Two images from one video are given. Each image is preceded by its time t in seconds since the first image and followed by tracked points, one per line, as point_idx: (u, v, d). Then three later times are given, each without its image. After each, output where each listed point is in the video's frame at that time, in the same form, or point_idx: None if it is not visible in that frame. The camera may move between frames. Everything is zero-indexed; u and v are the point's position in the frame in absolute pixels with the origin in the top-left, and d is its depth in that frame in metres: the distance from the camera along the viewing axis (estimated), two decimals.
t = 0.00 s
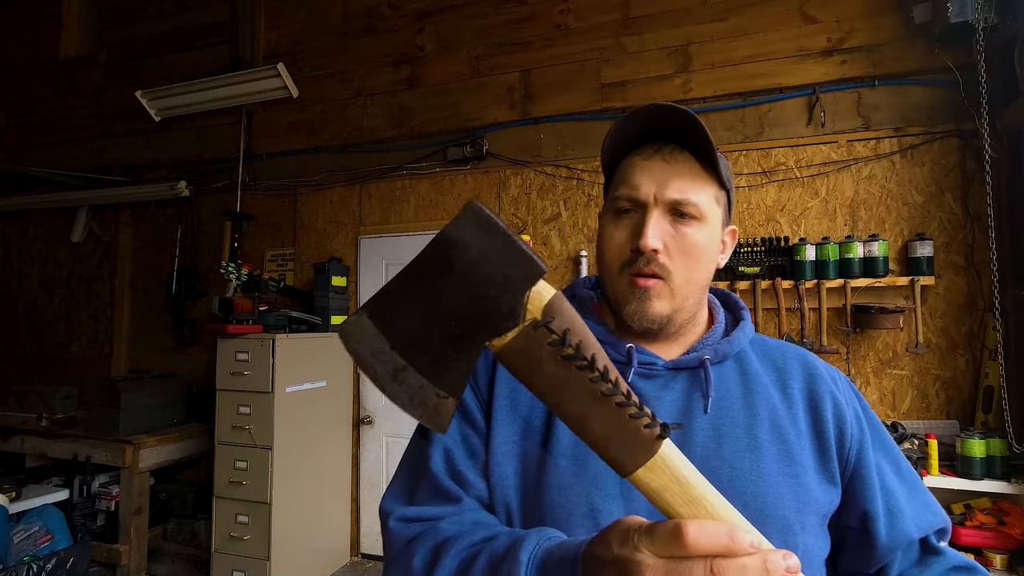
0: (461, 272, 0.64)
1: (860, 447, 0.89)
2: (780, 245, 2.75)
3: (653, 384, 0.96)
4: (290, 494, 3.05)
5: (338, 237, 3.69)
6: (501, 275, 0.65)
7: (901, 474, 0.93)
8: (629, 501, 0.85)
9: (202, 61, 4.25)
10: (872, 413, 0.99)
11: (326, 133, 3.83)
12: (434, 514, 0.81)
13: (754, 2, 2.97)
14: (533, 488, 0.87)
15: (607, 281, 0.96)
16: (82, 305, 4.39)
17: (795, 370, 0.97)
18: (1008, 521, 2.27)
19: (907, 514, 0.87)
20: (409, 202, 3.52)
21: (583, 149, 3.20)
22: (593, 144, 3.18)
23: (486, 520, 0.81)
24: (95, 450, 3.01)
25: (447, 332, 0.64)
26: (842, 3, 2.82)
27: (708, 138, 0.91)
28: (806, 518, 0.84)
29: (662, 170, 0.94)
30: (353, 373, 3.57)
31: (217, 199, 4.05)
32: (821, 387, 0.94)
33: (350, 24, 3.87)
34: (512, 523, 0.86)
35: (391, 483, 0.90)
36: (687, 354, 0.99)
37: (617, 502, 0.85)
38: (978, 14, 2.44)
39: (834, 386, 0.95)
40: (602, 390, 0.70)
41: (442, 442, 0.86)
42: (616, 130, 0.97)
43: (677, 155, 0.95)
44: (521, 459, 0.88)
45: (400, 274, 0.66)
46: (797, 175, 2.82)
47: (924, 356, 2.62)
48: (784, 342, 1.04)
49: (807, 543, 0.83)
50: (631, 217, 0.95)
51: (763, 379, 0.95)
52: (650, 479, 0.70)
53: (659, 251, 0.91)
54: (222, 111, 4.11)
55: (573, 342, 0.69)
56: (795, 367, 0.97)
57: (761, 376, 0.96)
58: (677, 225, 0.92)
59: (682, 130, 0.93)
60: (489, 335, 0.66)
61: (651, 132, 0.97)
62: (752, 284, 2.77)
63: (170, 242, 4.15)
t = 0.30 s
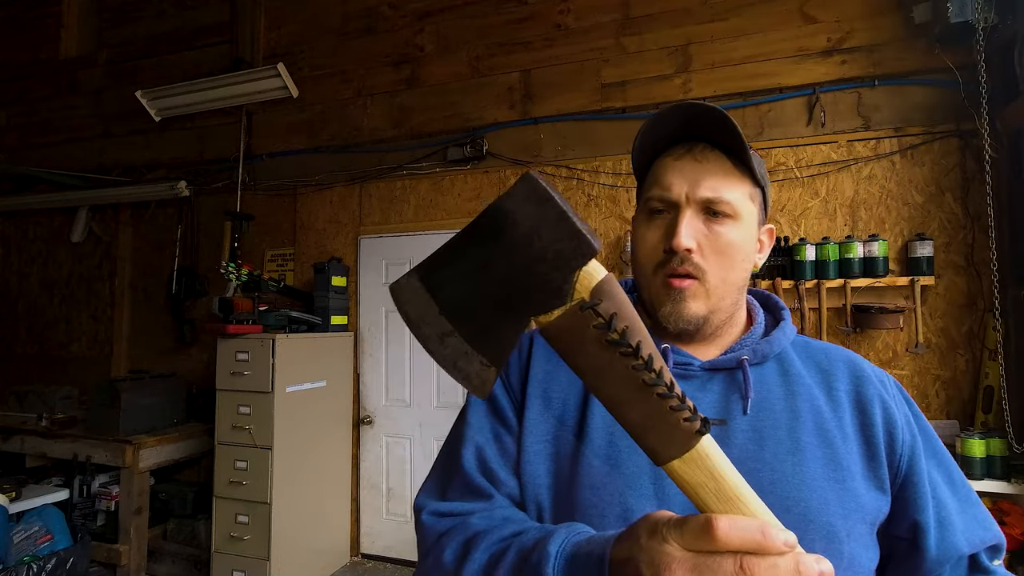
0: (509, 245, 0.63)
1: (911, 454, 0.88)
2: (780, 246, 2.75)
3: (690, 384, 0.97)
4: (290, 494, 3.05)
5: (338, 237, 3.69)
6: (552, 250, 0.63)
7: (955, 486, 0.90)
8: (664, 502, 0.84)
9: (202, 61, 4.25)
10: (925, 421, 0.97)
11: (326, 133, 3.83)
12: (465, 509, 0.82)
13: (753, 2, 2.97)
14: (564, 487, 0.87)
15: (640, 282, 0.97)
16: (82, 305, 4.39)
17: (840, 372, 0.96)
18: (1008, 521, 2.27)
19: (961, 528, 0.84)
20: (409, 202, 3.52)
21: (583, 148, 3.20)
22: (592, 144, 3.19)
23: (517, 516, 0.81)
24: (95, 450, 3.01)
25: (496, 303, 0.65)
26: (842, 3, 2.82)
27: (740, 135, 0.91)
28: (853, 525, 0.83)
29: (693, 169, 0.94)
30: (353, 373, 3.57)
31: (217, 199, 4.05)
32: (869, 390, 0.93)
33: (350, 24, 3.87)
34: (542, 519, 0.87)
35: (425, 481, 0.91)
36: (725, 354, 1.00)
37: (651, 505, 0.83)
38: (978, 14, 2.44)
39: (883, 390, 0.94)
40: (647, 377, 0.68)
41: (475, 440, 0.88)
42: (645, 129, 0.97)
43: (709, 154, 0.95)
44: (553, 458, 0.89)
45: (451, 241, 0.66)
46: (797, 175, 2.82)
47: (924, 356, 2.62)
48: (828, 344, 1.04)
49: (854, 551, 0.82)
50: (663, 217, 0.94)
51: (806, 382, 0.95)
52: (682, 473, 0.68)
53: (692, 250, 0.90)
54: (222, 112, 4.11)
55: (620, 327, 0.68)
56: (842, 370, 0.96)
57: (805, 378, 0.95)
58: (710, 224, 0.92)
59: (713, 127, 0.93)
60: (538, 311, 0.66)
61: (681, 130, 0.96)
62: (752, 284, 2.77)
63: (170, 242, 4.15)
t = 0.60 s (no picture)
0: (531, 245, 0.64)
1: (945, 459, 0.88)
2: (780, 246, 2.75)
3: (717, 384, 0.98)
4: (290, 494, 3.05)
5: (338, 237, 3.69)
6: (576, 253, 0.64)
7: (985, 492, 0.91)
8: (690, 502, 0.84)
9: (202, 61, 4.25)
10: (962, 426, 0.97)
11: (326, 133, 3.83)
12: (485, 502, 0.81)
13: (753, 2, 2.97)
14: (587, 485, 0.88)
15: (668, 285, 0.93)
16: (82, 305, 4.39)
17: (872, 375, 0.96)
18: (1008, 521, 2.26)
19: (987, 533, 0.86)
20: (409, 202, 3.52)
21: (583, 148, 3.20)
22: (592, 144, 3.19)
23: (537, 509, 0.80)
24: (95, 450, 3.01)
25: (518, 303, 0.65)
26: (842, 3, 2.82)
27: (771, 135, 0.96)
28: (883, 529, 0.83)
29: (722, 168, 0.95)
30: (353, 373, 3.57)
31: (217, 199, 4.05)
32: (902, 393, 0.93)
33: (350, 24, 3.87)
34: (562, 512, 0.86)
35: (446, 478, 0.91)
36: (753, 354, 1.01)
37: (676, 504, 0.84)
38: (978, 14, 2.44)
39: (917, 394, 0.94)
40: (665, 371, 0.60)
41: (495, 434, 0.87)
42: (673, 129, 0.99)
43: (736, 153, 0.98)
44: (576, 456, 0.90)
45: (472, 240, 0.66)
46: (797, 175, 2.82)
47: (924, 356, 2.62)
48: (854, 344, 1.05)
49: (884, 556, 0.82)
50: (691, 217, 0.92)
51: (835, 384, 0.95)
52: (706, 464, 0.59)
53: (723, 249, 0.89)
54: (222, 111, 4.11)
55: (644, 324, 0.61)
56: (873, 373, 0.96)
57: (835, 380, 0.95)
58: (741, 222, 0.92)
59: (742, 127, 0.96)
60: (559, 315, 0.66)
61: (709, 130, 0.98)
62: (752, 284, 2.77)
63: (170, 241, 4.15)
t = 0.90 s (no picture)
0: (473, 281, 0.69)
1: (961, 461, 0.89)
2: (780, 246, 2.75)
3: (730, 384, 0.96)
4: (291, 494, 3.05)
5: (338, 238, 3.69)
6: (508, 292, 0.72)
7: (996, 495, 0.92)
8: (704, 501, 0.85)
9: (202, 61, 4.25)
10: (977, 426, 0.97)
11: (326, 133, 3.83)
12: (485, 512, 0.86)
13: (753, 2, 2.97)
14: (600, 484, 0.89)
15: (677, 282, 1.03)
16: (81, 304, 4.38)
17: (888, 375, 0.96)
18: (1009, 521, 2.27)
19: (992, 535, 0.88)
20: (409, 202, 3.52)
21: (583, 148, 3.20)
22: (592, 144, 3.19)
23: (536, 518, 0.85)
24: (95, 450, 3.01)
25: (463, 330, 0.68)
26: (842, 3, 2.82)
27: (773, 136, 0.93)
28: (898, 530, 0.83)
29: (727, 169, 0.98)
30: (353, 374, 3.57)
31: (217, 199, 4.05)
32: (919, 394, 0.93)
33: (350, 24, 3.87)
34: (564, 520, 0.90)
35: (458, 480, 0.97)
36: (768, 354, 0.99)
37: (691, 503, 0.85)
38: (978, 14, 2.44)
39: (933, 395, 0.93)
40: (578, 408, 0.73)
41: (499, 445, 0.93)
42: (678, 132, 1.02)
43: (743, 153, 0.98)
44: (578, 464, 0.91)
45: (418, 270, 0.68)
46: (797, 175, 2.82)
47: (924, 356, 2.62)
48: (870, 344, 1.05)
49: (901, 556, 0.82)
50: (697, 218, 1.00)
51: (852, 383, 0.95)
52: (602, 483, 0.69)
53: (724, 251, 0.95)
54: (222, 111, 4.11)
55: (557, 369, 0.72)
56: (890, 373, 0.96)
57: (852, 379, 0.95)
58: (744, 224, 0.96)
59: (748, 128, 0.96)
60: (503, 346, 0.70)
61: (715, 132, 1.00)
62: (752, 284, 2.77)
63: (170, 241, 4.15)
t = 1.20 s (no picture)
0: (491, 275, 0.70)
1: (959, 464, 0.88)
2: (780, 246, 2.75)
3: (727, 385, 0.96)
4: (291, 494, 3.05)
5: (337, 238, 3.69)
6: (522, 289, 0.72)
7: (995, 499, 0.91)
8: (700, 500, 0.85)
9: (201, 61, 4.25)
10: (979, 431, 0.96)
11: (326, 133, 3.83)
12: (487, 507, 0.87)
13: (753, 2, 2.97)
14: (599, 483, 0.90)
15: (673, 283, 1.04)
16: (82, 305, 4.38)
17: (888, 378, 0.96)
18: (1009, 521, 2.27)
19: (988, 538, 0.88)
20: (409, 202, 3.52)
21: (583, 148, 3.20)
22: (592, 144, 3.19)
23: (537, 515, 0.85)
24: (95, 450, 3.01)
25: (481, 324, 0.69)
26: (842, 3, 2.82)
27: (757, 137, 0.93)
28: (893, 531, 0.83)
29: (716, 170, 0.98)
30: (353, 373, 3.57)
31: (217, 198, 4.05)
32: (917, 396, 0.92)
33: (350, 24, 3.87)
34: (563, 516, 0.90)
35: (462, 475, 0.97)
36: (765, 355, 0.99)
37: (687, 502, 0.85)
38: (978, 14, 2.44)
39: (934, 398, 0.93)
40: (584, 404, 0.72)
41: (501, 441, 0.93)
42: (667, 137, 1.04)
43: (731, 154, 0.98)
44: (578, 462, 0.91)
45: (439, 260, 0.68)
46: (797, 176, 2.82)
47: (924, 356, 2.62)
48: (870, 346, 1.04)
49: (896, 558, 0.82)
50: (689, 220, 1.01)
51: (849, 384, 0.94)
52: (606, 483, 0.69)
53: (715, 251, 0.96)
54: (221, 111, 4.11)
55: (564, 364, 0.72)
56: (889, 375, 0.96)
57: (849, 380, 0.95)
58: (734, 224, 0.96)
59: (735, 130, 0.96)
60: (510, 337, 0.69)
61: (704, 135, 1.01)
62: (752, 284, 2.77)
63: (170, 241, 4.15)
